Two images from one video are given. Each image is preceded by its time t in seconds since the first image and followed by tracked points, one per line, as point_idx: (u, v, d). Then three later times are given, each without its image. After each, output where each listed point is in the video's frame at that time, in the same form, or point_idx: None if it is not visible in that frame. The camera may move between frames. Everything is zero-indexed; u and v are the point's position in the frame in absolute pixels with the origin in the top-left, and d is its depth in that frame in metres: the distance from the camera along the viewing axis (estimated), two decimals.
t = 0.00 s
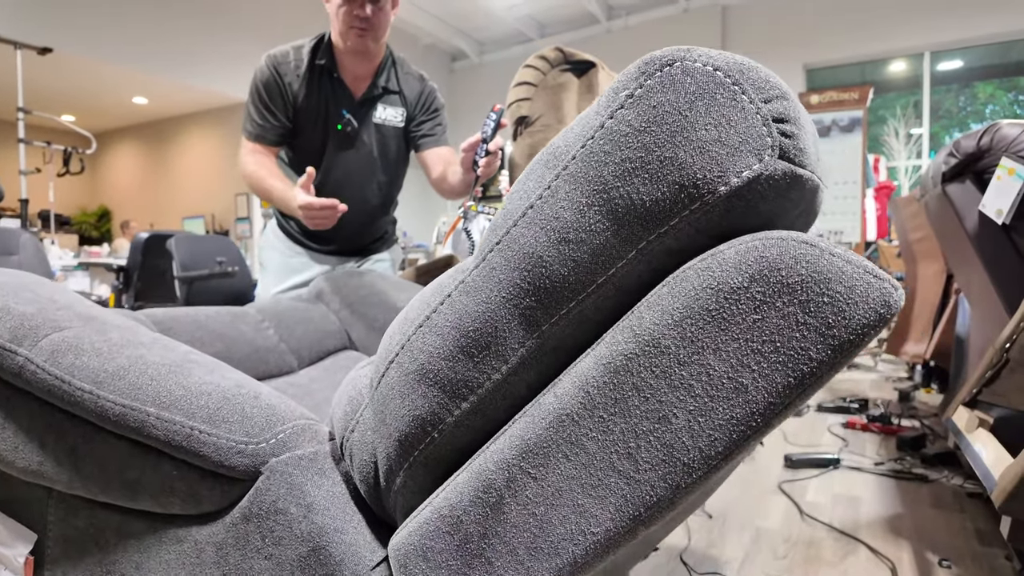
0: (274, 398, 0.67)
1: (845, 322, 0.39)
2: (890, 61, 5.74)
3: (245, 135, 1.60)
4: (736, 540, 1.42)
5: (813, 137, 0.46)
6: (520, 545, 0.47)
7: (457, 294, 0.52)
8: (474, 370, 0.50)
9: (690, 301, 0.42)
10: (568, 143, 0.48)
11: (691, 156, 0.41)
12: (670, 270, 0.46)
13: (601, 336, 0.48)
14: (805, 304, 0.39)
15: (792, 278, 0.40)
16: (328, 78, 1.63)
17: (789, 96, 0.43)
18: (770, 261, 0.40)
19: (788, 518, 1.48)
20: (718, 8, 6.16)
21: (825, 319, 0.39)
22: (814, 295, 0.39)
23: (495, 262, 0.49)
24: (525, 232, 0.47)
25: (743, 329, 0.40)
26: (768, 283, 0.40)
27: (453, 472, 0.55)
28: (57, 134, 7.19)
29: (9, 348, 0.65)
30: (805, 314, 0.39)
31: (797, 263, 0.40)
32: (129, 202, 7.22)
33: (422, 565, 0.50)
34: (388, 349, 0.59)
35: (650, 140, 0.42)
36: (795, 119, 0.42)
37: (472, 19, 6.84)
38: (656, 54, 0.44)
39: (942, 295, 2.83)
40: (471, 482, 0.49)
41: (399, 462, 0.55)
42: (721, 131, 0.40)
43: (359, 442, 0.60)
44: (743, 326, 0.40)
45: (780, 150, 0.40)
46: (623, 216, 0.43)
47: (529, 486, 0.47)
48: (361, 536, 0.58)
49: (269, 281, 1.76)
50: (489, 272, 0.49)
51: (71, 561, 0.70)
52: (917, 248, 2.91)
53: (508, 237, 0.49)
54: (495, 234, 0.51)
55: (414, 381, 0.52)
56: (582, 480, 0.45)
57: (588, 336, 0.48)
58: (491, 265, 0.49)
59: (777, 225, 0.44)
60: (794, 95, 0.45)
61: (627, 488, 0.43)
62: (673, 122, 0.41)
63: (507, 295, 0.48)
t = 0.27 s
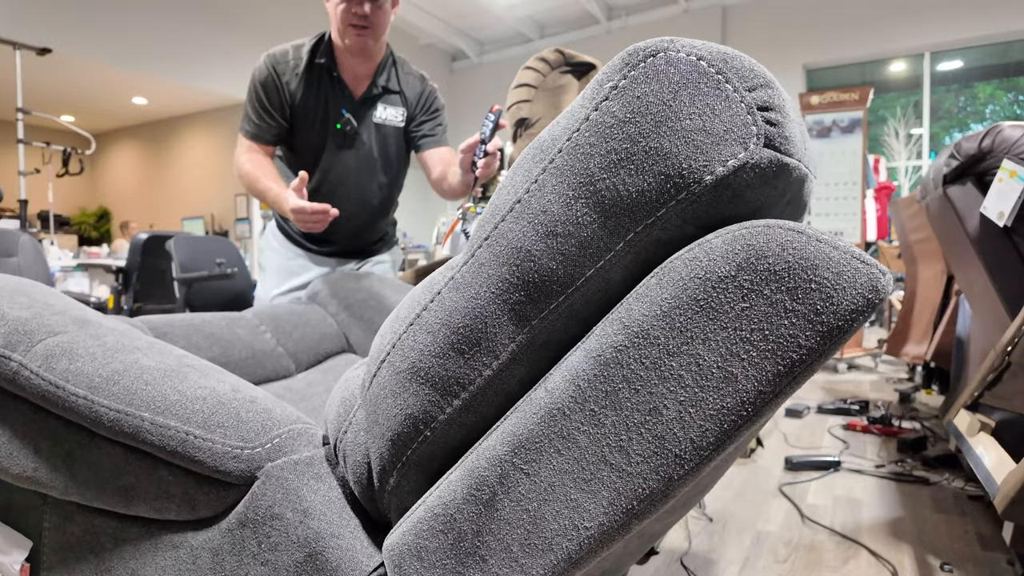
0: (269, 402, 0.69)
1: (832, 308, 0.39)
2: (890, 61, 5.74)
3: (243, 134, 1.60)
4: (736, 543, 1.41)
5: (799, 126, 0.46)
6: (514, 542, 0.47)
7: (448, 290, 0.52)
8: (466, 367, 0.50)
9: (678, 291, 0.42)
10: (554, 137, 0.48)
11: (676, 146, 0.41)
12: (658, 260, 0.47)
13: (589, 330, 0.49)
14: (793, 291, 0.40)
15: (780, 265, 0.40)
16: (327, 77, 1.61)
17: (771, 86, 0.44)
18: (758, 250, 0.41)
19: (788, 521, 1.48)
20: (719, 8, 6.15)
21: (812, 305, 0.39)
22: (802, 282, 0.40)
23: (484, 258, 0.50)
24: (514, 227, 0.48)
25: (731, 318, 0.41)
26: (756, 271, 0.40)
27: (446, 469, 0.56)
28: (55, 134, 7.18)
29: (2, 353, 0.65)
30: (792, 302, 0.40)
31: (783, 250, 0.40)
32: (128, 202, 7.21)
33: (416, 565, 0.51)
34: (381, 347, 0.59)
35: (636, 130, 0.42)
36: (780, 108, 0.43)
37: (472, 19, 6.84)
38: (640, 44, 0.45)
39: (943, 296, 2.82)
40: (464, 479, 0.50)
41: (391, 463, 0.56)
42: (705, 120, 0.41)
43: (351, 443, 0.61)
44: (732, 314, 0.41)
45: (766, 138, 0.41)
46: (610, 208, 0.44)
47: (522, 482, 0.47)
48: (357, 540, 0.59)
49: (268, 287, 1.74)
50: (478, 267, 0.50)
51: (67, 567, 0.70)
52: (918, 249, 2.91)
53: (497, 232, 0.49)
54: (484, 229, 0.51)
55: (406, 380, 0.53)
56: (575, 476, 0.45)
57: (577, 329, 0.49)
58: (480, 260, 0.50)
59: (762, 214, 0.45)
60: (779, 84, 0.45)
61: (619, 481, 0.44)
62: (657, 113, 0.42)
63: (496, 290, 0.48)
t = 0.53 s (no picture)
0: (264, 410, 0.68)
1: (823, 301, 0.39)
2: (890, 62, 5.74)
3: (242, 134, 1.60)
4: (737, 548, 1.41)
5: (788, 121, 0.46)
6: (508, 544, 0.47)
7: (439, 291, 0.53)
8: (458, 370, 0.51)
9: (667, 288, 0.42)
10: (541, 137, 0.49)
11: (662, 142, 0.42)
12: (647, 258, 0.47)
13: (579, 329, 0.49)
14: (783, 285, 0.39)
15: (769, 259, 0.40)
16: (325, 78, 1.61)
17: (759, 79, 0.44)
18: (746, 244, 0.40)
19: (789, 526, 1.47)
20: (719, 8, 6.14)
21: (803, 299, 0.39)
22: (792, 276, 0.39)
23: (473, 259, 0.50)
24: (503, 228, 0.48)
25: (721, 313, 0.41)
26: (745, 266, 0.40)
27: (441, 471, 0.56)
28: (55, 135, 7.17)
29: None
30: (783, 295, 0.39)
31: (772, 243, 0.40)
32: (128, 203, 7.21)
33: (409, 569, 0.51)
34: (374, 350, 0.60)
35: (621, 127, 0.43)
36: (766, 101, 0.43)
37: (473, 19, 6.83)
38: (624, 40, 0.45)
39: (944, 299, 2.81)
40: (457, 482, 0.50)
41: (384, 468, 0.57)
42: (689, 115, 0.41)
43: (346, 447, 0.61)
44: (723, 310, 0.41)
45: (753, 132, 0.41)
46: (597, 205, 0.44)
47: (514, 484, 0.47)
48: (355, 551, 0.59)
49: (268, 289, 1.73)
50: (468, 269, 0.50)
51: None
52: (919, 250, 2.90)
53: (487, 232, 0.50)
54: (474, 231, 0.52)
55: (397, 383, 0.54)
56: (568, 476, 0.45)
57: (568, 328, 0.49)
58: (470, 262, 0.50)
59: (751, 209, 0.45)
60: (767, 79, 0.46)
61: (612, 481, 0.43)
62: (642, 109, 0.42)
63: (486, 292, 0.49)
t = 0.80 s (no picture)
0: (262, 418, 0.68)
1: (816, 292, 0.39)
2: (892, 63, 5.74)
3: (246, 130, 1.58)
4: (740, 553, 1.40)
5: (779, 115, 0.47)
6: (505, 546, 0.47)
7: (432, 290, 0.53)
8: (451, 370, 0.51)
9: (659, 282, 0.43)
10: (531, 134, 0.49)
11: (651, 136, 0.43)
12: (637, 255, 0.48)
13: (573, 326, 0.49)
14: (775, 277, 0.40)
15: (760, 251, 0.40)
16: (328, 77, 1.61)
17: (750, 71, 0.44)
18: (736, 237, 0.41)
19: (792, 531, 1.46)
20: (721, 9, 6.13)
21: (795, 291, 0.39)
22: (783, 268, 0.40)
23: (465, 258, 0.51)
24: (496, 226, 0.49)
25: (712, 307, 0.41)
26: (736, 258, 0.41)
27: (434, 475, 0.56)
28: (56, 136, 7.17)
29: None
30: (775, 287, 0.40)
31: (763, 236, 0.41)
32: (129, 203, 7.21)
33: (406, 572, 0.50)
34: (367, 352, 0.60)
35: (609, 121, 0.44)
36: (756, 92, 0.43)
37: (474, 20, 6.84)
38: (610, 37, 0.46)
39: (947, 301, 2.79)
40: (452, 485, 0.49)
41: (379, 471, 0.57)
42: (678, 108, 0.42)
43: (344, 451, 0.61)
44: (715, 303, 0.41)
45: (742, 124, 0.41)
46: (588, 201, 0.45)
47: (511, 485, 0.47)
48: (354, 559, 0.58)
49: (269, 294, 1.73)
50: (460, 267, 0.51)
51: None
52: (922, 253, 2.90)
53: (478, 231, 0.50)
54: (464, 231, 0.52)
55: (391, 386, 0.54)
56: (564, 475, 0.45)
57: (561, 326, 0.50)
58: (461, 261, 0.51)
59: (744, 202, 0.45)
60: (757, 72, 0.46)
61: (609, 479, 0.43)
62: (631, 104, 0.43)
63: (478, 291, 0.49)
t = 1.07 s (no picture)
0: (266, 423, 0.68)
1: (812, 282, 0.39)
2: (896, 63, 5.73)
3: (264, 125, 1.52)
4: (746, 559, 1.39)
5: (770, 109, 0.47)
6: (507, 545, 0.46)
7: (430, 290, 0.53)
8: (450, 370, 0.51)
9: (656, 276, 0.42)
10: (525, 131, 0.50)
11: (646, 130, 0.43)
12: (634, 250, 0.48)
13: (570, 323, 0.49)
14: (771, 268, 0.40)
15: (755, 242, 0.40)
16: (339, 79, 1.62)
17: (740, 64, 0.45)
18: (731, 228, 0.41)
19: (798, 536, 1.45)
20: (725, 9, 6.10)
21: (791, 281, 0.39)
22: (779, 258, 0.40)
23: (461, 257, 0.51)
24: (492, 224, 0.49)
25: (709, 300, 0.41)
26: (733, 250, 0.41)
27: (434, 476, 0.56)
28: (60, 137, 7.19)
29: None
30: (771, 279, 0.40)
31: (758, 228, 0.41)
32: (132, 204, 7.22)
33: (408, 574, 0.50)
34: (365, 354, 0.60)
35: (604, 116, 0.44)
36: (747, 86, 0.44)
37: (477, 21, 6.84)
38: (600, 33, 0.46)
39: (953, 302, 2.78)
40: (452, 485, 0.49)
41: (380, 472, 0.56)
42: (671, 102, 0.42)
43: (346, 454, 0.61)
44: (711, 296, 0.41)
45: (734, 117, 0.42)
46: (583, 196, 0.45)
47: (511, 483, 0.46)
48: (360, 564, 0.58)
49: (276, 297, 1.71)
50: (457, 265, 0.51)
51: None
52: (928, 254, 2.89)
53: (474, 229, 0.50)
54: (461, 229, 0.52)
55: (390, 387, 0.54)
56: (564, 472, 0.44)
57: (560, 323, 0.50)
58: (458, 260, 0.51)
59: (739, 195, 0.46)
60: (748, 66, 0.47)
61: (609, 475, 0.43)
62: (624, 98, 0.43)
63: (476, 288, 0.49)
